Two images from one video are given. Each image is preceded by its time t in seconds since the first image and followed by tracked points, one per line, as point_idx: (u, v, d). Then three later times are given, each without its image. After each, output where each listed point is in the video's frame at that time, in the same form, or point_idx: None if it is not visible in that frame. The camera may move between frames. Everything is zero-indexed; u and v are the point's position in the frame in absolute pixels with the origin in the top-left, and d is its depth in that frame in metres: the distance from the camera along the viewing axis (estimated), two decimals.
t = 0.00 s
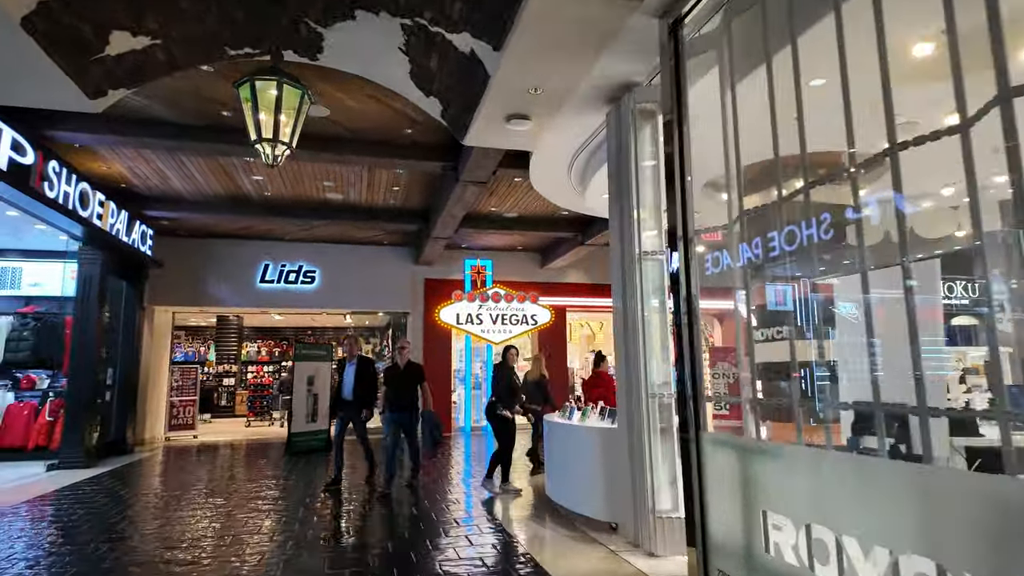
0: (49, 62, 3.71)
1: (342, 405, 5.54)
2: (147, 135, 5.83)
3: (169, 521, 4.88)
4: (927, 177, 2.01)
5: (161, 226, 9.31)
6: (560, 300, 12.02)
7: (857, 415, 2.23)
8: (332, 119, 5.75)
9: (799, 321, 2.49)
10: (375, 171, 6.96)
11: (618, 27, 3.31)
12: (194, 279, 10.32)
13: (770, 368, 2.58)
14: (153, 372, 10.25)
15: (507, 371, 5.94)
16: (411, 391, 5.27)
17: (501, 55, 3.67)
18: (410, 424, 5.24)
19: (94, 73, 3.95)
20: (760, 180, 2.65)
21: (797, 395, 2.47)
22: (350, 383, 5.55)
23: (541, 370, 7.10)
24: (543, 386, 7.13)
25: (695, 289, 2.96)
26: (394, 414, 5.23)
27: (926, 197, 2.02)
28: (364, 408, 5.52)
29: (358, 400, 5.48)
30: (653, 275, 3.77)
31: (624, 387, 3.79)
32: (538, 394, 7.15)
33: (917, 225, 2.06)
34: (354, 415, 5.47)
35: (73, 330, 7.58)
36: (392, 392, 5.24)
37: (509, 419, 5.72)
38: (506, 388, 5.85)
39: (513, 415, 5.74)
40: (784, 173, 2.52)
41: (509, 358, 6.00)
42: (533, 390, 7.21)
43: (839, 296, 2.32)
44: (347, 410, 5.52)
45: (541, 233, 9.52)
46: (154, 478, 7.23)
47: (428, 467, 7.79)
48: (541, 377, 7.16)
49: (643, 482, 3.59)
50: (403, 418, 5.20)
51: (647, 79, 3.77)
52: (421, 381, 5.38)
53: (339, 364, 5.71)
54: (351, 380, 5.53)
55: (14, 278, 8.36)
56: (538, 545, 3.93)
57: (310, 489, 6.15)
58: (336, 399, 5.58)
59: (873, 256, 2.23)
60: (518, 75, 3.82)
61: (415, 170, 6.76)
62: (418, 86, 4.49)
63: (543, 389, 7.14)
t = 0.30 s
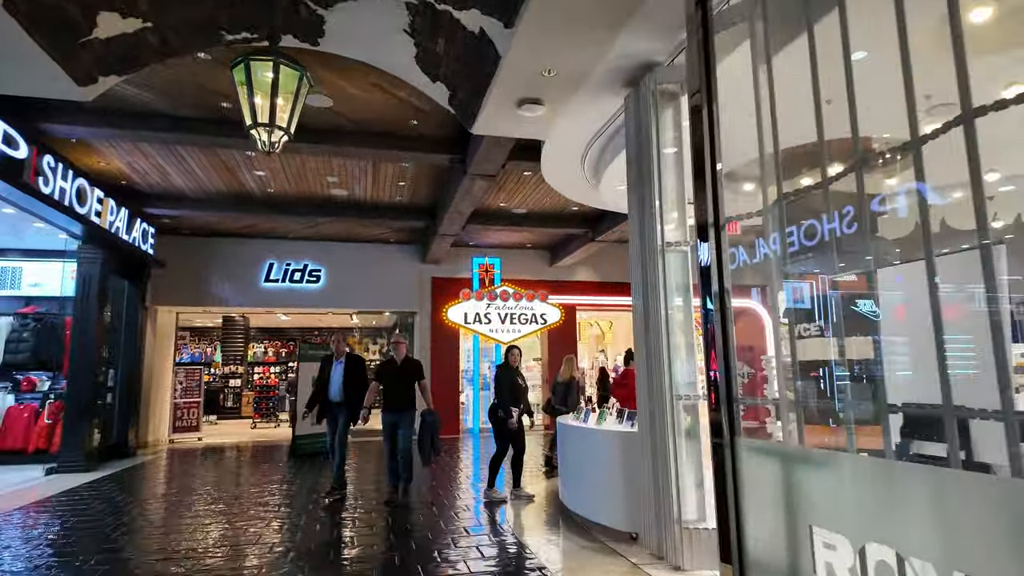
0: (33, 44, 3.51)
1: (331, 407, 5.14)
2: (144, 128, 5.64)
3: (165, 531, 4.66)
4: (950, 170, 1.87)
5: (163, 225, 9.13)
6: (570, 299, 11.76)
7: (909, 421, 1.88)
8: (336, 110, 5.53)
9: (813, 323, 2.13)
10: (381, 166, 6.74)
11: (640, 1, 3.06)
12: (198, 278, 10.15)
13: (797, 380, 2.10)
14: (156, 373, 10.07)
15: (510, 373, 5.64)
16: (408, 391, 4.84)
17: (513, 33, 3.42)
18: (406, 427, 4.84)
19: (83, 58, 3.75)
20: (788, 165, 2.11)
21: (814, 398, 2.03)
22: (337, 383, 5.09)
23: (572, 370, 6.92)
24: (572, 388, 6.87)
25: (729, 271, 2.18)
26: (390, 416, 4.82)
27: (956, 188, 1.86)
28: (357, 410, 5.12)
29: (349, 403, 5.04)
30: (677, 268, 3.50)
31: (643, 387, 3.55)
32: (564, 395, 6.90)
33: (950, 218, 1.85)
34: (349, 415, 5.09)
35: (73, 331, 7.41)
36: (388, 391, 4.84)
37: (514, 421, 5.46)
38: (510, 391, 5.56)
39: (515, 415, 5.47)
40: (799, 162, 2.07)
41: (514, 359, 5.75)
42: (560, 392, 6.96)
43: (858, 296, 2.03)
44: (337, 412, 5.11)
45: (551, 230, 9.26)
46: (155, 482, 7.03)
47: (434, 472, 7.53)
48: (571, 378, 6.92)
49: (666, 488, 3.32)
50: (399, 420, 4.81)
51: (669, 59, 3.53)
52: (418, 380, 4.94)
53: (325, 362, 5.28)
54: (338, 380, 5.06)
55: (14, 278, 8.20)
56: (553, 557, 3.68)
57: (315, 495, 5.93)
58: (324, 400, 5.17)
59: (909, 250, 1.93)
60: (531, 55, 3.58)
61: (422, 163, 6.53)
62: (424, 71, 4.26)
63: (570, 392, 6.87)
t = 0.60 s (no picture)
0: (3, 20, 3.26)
1: (311, 410, 4.78)
2: (133, 117, 5.39)
3: (153, 540, 4.41)
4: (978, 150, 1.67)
5: (159, 221, 8.92)
6: (576, 296, 11.49)
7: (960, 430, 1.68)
8: (332, 97, 5.27)
9: (829, 318, 2.15)
10: (381, 156, 6.48)
11: None
12: (196, 276, 9.92)
13: (800, 369, 2.28)
14: (153, 374, 9.86)
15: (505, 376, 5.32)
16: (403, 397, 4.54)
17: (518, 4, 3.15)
18: (397, 436, 4.51)
19: (58, 36, 3.50)
20: (791, 161, 2.42)
21: (829, 398, 2.14)
22: (320, 385, 4.78)
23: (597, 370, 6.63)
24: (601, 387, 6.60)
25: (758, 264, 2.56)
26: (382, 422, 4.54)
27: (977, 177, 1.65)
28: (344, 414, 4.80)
29: (331, 405, 4.74)
30: (698, 258, 3.17)
31: (659, 388, 3.31)
32: (593, 393, 6.64)
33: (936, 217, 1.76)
34: (331, 422, 4.75)
35: (65, 330, 7.19)
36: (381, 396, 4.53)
37: (514, 423, 5.20)
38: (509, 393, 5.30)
39: (512, 418, 5.19)
40: (804, 156, 2.35)
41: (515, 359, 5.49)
42: (587, 390, 6.69)
43: (868, 293, 1.99)
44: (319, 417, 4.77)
45: (557, 225, 8.99)
46: (149, 486, 6.81)
47: (437, 477, 7.25)
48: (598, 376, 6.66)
49: (685, 497, 3.07)
50: (389, 429, 4.50)
51: (688, 31, 3.26)
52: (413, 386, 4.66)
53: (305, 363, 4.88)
54: (320, 382, 4.78)
55: (6, 276, 7.96)
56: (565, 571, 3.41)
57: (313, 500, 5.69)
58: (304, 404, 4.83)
59: (923, 243, 1.80)
60: (538, 29, 3.31)
61: (423, 154, 6.27)
62: (424, 51, 3.99)
63: (600, 389, 6.61)
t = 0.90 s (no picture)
0: None
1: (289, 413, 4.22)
2: (122, 106, 5.18)
3: (142, 551, 4.19)
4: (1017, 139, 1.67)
5: (156, 217, 8.72)
6: (582, 295, 11.24)
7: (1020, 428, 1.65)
8: (329, 84, 5.05)
9: (842, 318, 2.15)
10: (381, 147, 6.24)
11: None
12: (194, 274, 9.71)
13: (823, 368, 2.19)
14: (150, 374, 9.65)
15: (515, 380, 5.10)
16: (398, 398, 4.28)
17: None
18: (394, 440, 4.25)
19: (35, 13, 3.29)
20: (827, 144, 2.24)
21: (842, 397, 2.15)
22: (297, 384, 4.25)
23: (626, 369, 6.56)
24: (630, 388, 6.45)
25: (801, 250, 2.25)
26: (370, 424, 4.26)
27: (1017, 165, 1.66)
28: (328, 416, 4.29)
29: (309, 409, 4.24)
30: (721, 246, 2.94)
31: (678, 388, 3.07)
32: (622, 395, 6.49)
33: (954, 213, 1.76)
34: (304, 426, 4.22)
35: (56, 329, 6.97)
36: (373, 397, 4.26)
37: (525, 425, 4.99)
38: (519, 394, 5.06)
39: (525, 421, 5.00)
40: (846, 138, 2.17)
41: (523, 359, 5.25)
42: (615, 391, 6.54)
43: (884, 289, 1.99)
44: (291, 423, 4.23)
45: (564, 221, 8.75)
46: (141, 489, 6.58)
47: (440, 481, 7.00)
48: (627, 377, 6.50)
49: (708, 505, 2.83)
50: (384, 433, 4.21)
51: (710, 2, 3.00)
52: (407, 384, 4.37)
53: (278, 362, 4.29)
54: (297, 381, 4.25)
55: None
56: None
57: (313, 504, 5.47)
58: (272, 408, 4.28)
59: (957, 236, 1.76)
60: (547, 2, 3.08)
61: (425, 145, 6.04)
62: (424, 30, 3.77)
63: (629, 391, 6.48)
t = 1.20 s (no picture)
0: None
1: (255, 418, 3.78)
2: (110, 92, 4.93)
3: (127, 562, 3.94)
4: None
5: (151, 212, 8.48)
6: (588, 293, 10.97)
7: None
8: (326, 68, 4.80)
9: (866, 320, 1.75)
10: (382, 137, 5.97)
11: None
12: (191, 271, 9.48)
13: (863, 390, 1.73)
14: (146, 374, 9.42)
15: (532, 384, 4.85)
16: (383, 404, 3.72)
17: None
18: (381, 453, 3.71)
19: None
20: (877, 118, 1.79)
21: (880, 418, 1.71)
22: (263, 384, 3.80)
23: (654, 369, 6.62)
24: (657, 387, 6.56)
25: (850, 242, 1.80)
26: (356, 436, 3.67)
27: None
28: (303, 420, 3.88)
29: (278, 410, 3.81)
30: (751, 235, 2.60)
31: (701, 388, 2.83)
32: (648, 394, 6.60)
33: (994, 207, 1.52)
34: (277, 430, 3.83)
35: (46, 327, 6.73)
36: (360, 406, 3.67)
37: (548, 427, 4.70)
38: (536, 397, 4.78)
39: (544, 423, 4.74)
40: (900, 112, 1.74)
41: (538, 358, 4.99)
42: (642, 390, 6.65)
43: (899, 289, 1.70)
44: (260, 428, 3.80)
45: (571, 216, 8.48)
46: (132, 492, 6.35)
47: (443, 487, 6.73)
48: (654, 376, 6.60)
49: (738, 505, 2.57)
50: (370, 445, 3.65)
51: None
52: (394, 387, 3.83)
53: (242, 358, 3.88)
54: (263, 380, 3.80)
55: None
56: None
57: (312, 511, 5.24)
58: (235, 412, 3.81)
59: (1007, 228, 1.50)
60: None
61: (428, 135, 5.78)
62: (426, 5, 3.52)
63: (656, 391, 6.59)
